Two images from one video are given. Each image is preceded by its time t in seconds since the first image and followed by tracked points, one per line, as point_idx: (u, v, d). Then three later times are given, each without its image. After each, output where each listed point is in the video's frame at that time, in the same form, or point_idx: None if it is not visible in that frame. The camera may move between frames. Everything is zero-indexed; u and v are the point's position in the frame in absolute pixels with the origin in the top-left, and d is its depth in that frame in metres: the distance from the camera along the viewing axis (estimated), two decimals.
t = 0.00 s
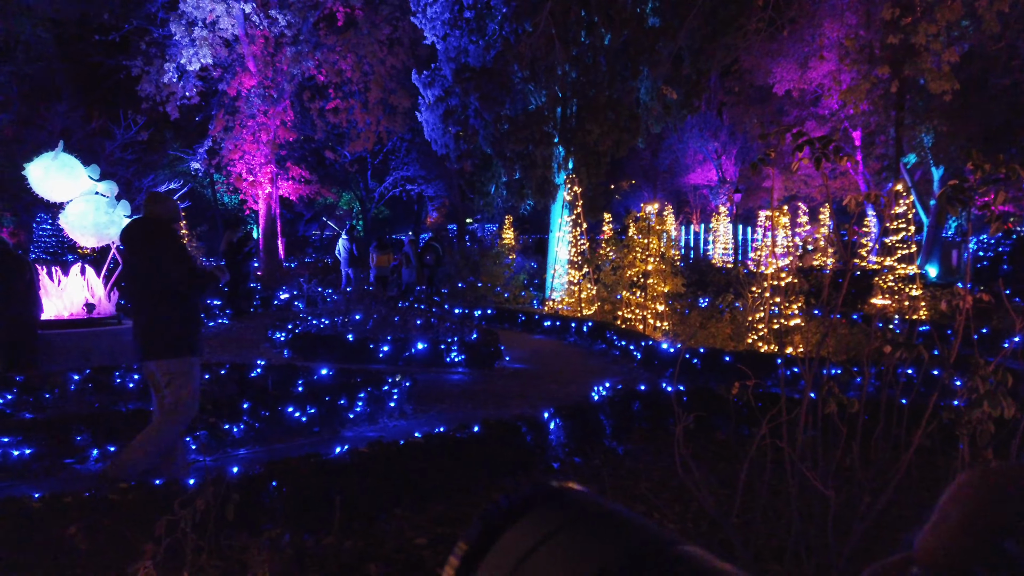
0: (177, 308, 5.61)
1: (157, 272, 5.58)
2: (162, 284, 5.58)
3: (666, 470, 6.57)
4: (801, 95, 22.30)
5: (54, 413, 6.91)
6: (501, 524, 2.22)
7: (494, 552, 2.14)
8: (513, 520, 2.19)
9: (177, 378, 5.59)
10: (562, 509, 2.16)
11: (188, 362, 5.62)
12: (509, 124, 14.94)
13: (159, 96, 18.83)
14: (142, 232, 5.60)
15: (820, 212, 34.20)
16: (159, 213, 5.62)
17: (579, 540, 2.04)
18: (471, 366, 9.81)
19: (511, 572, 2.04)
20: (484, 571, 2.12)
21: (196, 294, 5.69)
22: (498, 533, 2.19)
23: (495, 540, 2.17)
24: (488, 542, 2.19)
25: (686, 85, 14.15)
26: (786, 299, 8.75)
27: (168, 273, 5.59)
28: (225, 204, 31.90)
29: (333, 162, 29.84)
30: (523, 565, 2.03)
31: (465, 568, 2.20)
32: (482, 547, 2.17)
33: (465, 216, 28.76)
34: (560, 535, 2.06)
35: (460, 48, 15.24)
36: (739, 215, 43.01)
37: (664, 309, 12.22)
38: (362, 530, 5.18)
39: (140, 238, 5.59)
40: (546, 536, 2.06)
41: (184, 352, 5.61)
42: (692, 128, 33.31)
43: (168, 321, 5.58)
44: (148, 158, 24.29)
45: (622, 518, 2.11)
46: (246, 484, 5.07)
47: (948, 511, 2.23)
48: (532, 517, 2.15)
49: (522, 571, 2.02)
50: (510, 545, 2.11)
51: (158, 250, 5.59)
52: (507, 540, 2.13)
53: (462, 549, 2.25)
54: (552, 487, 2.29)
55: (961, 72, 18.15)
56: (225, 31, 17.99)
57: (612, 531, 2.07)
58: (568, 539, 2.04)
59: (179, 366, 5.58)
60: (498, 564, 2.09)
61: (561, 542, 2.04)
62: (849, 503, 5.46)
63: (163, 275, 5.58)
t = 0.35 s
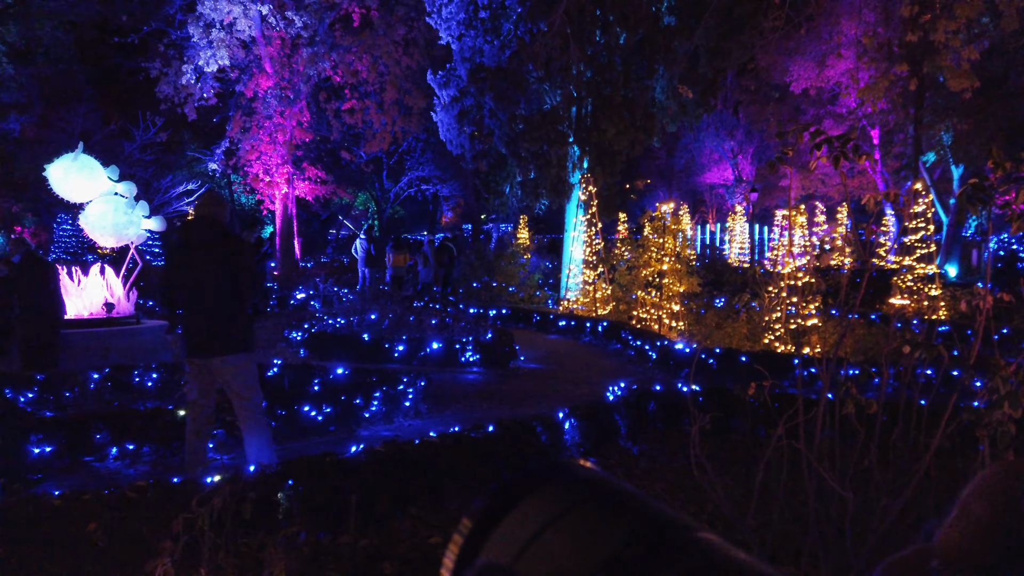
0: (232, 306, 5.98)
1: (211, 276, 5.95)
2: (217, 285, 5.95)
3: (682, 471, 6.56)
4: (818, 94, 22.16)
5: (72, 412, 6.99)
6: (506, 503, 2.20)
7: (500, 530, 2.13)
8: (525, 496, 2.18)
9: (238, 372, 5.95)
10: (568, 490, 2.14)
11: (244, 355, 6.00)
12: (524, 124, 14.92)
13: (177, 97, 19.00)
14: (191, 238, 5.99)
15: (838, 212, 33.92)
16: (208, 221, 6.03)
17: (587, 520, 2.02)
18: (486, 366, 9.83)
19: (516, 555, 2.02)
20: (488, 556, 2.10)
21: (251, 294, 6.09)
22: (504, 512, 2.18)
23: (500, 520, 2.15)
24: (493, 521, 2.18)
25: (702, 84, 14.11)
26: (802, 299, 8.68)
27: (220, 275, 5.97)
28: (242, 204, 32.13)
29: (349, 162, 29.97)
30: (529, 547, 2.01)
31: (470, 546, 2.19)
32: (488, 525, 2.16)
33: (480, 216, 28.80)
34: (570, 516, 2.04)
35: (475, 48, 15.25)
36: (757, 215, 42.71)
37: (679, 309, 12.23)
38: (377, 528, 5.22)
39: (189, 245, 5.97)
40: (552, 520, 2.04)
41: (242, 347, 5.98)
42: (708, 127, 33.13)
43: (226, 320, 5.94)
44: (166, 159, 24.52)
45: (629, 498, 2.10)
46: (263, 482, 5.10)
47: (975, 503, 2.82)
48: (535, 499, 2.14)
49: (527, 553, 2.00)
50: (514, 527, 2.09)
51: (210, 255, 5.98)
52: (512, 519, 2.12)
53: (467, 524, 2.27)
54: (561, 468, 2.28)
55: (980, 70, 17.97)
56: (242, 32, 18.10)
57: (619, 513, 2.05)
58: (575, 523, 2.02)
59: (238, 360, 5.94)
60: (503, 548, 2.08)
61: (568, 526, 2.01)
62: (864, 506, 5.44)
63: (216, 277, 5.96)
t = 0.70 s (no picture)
0: (286, 304, 5.95)
1: (271, 271, 5.94)
2: (273, 280, 5.94)
3: (694, 471, 6.54)
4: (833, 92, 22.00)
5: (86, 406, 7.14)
6: (516, 505, 2.15)
7: (509, 531, 2.09)
8: (533, 497, 2.12)
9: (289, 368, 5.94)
10: (580, 492, 2.08)
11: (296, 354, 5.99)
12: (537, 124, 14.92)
13: (193, 98, 19.13)
14: (252, 233, 5.97)
15: (853, 211, 33.68)
16: (273, 217, 6.04)
17: (598, 519, 1.96)
18: (499, 365, 9.82)
19: (527, 556, 1.97)
20: (496, 559, 2.05)
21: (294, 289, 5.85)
22: (512, 514, 2.12)
23: (511, 519, 2.11)
24: (503, 521, 2.13)
25: (717, 83, 14.05)
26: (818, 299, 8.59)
27: (277, 271, 5.96)
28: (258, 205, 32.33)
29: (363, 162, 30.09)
30: (542, 544, 1.96)
31: (480, 547, 2.14)
32: (497, 528, 2.10)
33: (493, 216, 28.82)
34: (579, 518, 1.98)
35: (488, 47, 15.33)
36: (772, 214, 42.47)
37: (693, 309, 12.18)
38: (390, 528, 5.23)
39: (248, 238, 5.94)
40: (562, 520, 1.99)
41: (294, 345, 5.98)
42: (723, 126, 32.99)
43: (277, 316, 5.91)
44: (183, 159, 24.71)
45: (639, 503, 2.04)
46: (276, 482, 5.12)
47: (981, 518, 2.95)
48: (546, 498, 2.08)
49: (539, 552, 1.95)
50: (524, 530, 2.04)
51: (269, 252, 5.97)
52: (522, 520, 2.07)
53: (476, 526, 2.21)
54: (570, 469, 2.22)
55: (998, 67, 17.78)
56: (257, 33, 18.18)
57: (626, 515, 1.99)
58: (585, 522, 1.97)
59: (288, 358, 5.93)
60: (512, 550, 2.02)
61: (579, 525, 1.96)
62: (878, 508, 5.40)
63: (275, 273, 5.95)
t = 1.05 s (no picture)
0: (323, 304, 5.74)
1: (309, 270, 5.74)
2: (311, 280, 5.73)
3: (706, 472, 6.52)
4: (847, 91, 21.94)
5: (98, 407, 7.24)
6: (522, 509, 2.11)
7: (513, 540, 2.04)
8: (536, 502, 2.09)
9: (318, 367, 5.74)
10: (589, 496, 2.04)
11: (329, 353, 5.77)
12: (548, 124, 14.92)
13: (206, 99, 19.26)
14: (291, 231, 5.78)
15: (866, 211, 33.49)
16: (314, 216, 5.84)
17: (606, 526, 1.93)
18: (510, 365, 9.82)
19: (536, 559, 1.93)
20: (505, 560, 2.01)
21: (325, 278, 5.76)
22: (520, 518, 2.07)
23: (519, 522, 2.07)
24: (510, 523, 2.09)
25: (728, 82, 14.03)
26: (830, 299, 8.54)
27: (315, 271, 5.76)
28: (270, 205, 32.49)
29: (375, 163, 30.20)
30: (552, 546, 1.93)
31: (488, 550, 2.11)
32: (504, 532, 2.06)
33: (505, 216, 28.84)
34: (585, 522, 1.94)
35: (499, 47, 15.31)
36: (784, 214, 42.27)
37: (705, 309, 12.15)
38: (401, 526, 5.25)
39: (285, 235, 5.76)
40: (569, 524, 1.96)
41: (327, 346, 5.74)
42: (735, 125, 32.88)
43: (312, 315, 5.68)
44: (196, 160, 24.85)
45: (645, 508, 2.00)
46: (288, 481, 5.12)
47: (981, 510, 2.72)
48: (553, 501, 2.04)
49: (548, 555, 1.92)
50: (531, 534, 2.00)
51: (307, 250, 5.76)
52: (528, 524, 2.03)
53: (483, 529, 2.17)
54: (577, 472, 2.19)
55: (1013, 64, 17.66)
56: (270, 35, 18.25)
57: (630, 522, 1.95)
58: (592, 528, 1.92)
59: (320, 358, 5.73)
60: (518, 555, 1.99)
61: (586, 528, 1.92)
62: (892, 508, 5.36)
63: (313, 273, 5.75)
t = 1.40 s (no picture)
0: (337, 304, 5.79)
1: (321, 272, 5.75)
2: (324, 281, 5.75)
3: (717, 473, 6.50)
4: (859, 90, 21.82)
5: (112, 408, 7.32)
6: (535, 531, 2.08)
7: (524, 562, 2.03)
8: (549, 524, 2.08)
9: (333, 368, 5.74)
10: (604, 520, 2.01)
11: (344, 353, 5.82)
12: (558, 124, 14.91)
13: (218, 100, 19.35)
14: (302, 232, 5.75)
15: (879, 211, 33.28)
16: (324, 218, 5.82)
17: (621, 546, 1.90)
18: (520, 366, 9.82)
19: None
20: None
21: (338, 276, 5.82)
22: (533, 541, 2.03)
23: (532, 543, 2.04)
24: (523, 545, 2.06)
25: (740, 82, 13.97)
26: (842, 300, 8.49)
27: (327, 272, 5.78)
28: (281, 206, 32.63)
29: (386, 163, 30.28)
30: (566, 565, 1.90)
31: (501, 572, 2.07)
32: (515, 554, 2.05)
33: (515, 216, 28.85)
34: (596, 544, 1.93)
35: (509, 48, 15.32)
36: (796, 214, 42.07)
37: (715, 310, 12.11)
38: (411, 527, 5.25)
39: (296, 236, 5.73)
40: (579, 546, 1.94)
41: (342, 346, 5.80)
42: (746, 125, 32.74)
43: (326, 316, 5.71)
44: (208, 161, 24.99)
45: (660, 531, 1.97)
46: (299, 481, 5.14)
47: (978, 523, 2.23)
48: (568, 523, 2.01)
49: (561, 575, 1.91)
50: (544, 555, 1.97)
51: (318, 252, 5.77)
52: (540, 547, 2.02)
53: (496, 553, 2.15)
54: (586, 491, 2.17)
55: None
56: (281, 36, 18.31)
57: (642, 544, 1.92)
58: (602, 549, 1.91)
59: (335, 359, 5.74)
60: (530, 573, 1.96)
61: (600, 550, 1.90)
62: (904, 510, 5.32)
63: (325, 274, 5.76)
